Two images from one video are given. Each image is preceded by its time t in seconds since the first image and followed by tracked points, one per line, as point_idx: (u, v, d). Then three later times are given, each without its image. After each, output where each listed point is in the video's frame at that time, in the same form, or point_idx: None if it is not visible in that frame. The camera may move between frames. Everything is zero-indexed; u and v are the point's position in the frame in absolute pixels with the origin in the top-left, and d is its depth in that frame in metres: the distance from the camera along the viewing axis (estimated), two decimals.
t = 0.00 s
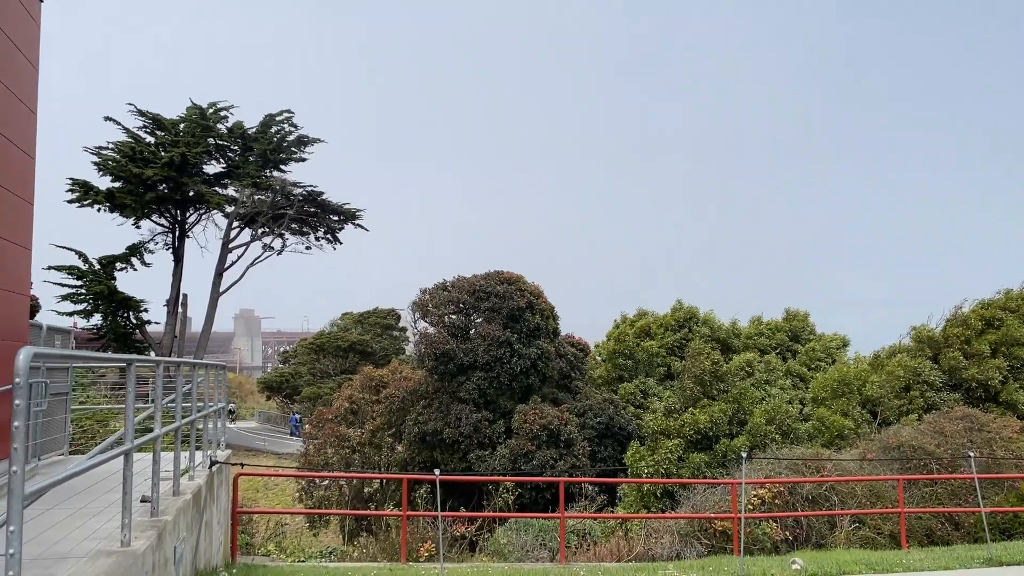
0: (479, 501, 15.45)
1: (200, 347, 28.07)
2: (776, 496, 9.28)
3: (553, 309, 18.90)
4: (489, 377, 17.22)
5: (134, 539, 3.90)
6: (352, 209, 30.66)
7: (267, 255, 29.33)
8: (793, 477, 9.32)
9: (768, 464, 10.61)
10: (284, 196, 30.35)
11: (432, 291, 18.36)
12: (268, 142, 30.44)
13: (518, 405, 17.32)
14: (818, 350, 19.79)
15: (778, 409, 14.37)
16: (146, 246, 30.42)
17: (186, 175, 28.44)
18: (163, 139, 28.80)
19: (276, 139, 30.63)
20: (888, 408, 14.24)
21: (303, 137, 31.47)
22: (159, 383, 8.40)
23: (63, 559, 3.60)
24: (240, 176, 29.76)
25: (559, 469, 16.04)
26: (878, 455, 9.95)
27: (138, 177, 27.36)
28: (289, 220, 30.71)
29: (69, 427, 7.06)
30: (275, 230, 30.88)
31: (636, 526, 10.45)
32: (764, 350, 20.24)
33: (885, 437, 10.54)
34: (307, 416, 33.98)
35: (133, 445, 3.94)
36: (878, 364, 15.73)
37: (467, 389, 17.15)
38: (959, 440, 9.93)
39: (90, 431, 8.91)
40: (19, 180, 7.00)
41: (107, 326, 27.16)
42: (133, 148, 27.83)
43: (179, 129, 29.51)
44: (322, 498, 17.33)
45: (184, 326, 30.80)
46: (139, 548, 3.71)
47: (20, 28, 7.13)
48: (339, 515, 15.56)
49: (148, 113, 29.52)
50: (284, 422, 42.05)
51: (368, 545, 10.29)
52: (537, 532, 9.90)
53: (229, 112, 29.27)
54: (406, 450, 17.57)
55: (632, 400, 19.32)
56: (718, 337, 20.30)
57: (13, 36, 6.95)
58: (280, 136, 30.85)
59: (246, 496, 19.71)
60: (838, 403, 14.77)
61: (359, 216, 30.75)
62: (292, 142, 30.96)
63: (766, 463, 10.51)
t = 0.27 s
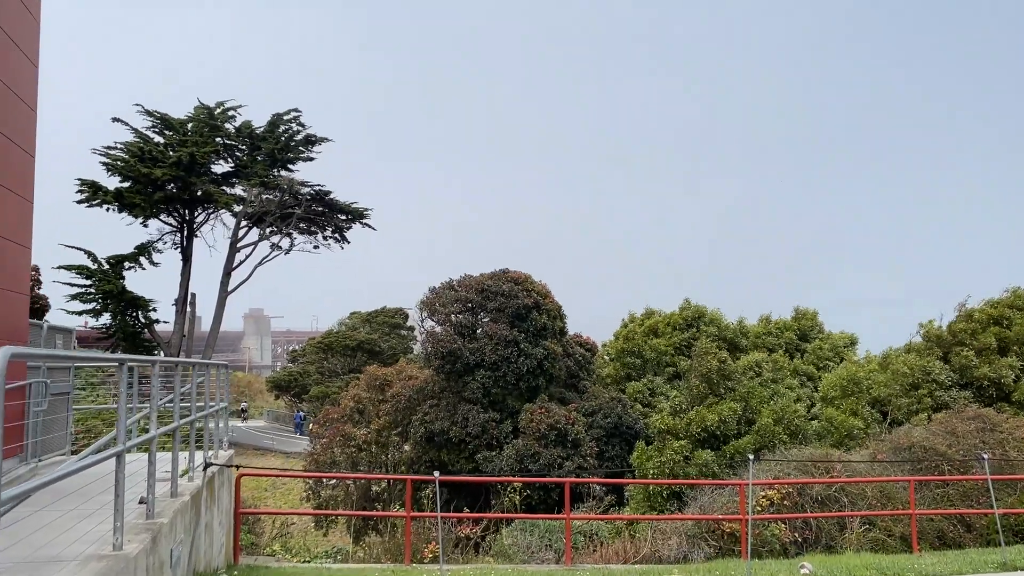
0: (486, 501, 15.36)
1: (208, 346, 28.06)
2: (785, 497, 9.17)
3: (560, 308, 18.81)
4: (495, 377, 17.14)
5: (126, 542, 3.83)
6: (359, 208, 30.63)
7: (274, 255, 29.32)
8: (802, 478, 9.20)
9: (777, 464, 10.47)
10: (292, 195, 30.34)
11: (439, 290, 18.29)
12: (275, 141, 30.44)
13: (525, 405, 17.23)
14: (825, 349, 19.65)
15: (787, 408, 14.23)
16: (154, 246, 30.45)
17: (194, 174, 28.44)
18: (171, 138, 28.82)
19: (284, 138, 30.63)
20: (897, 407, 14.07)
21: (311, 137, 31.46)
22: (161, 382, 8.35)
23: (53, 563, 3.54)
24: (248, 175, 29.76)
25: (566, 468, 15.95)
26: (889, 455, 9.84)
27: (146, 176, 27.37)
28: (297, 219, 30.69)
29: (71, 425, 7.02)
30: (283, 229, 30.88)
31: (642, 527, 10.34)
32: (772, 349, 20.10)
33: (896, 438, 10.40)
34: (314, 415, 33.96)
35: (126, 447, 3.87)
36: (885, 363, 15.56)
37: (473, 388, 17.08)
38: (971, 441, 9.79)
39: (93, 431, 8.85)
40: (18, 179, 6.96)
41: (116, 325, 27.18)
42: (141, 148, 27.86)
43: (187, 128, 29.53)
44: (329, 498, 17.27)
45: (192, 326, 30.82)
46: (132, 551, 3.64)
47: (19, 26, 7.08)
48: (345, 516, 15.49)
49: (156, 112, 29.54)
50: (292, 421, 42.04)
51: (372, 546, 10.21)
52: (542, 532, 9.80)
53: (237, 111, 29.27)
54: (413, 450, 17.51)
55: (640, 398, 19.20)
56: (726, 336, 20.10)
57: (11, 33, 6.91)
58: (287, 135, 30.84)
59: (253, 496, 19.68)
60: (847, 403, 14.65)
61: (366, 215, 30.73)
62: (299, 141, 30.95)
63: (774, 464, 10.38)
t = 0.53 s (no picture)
0: (490, 504, 15.28)
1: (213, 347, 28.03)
2: (792, 499, 9.06)
3: (565, 308, 18.71)
4: (499, 377, 17.06)
5: (119, 547, 3.77)
6: (364, 208, 30.57)
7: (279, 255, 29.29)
8: (810, 480, 9.09)
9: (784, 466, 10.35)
10: (297, 195, 30.30)
11: (443, 291, 18.22)
12: (281, 142, 30.42)
13: (529, 406, 17.14)
14: (831, 350, 19.53)
15: (794, 409, 14.12)
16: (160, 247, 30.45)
17: (200, 175, 28.42)
18: (176, 139, 28.82)
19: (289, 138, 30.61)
20: (905, 409, 13.89)
21: (316, 137, 31.44)
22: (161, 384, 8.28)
23: (43, 569, 3.47)
24: (253, 175, 29.74)
25: (570, 470, 15.85)
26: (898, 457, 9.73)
27: (151, 177, 27.38)
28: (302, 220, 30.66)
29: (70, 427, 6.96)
30: (288, 229, 30.84)
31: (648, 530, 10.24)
32: (779, 350, 20.00)
33: (904, 439, 10.27)
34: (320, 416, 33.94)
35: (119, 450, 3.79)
36: (891, 363, 15.44)
37: (478, 389, 16.99)
38: (981, 442, 9.67)
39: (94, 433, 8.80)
40: (16, 179, 6.90)
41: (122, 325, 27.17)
42: (146, 149, 27.87)
43: (192, 129, 29.53)
44: (333, 501, 17.20)
45: (198, 326, 30.80)
46: (124, 557, 3.56)
47: (18, 24, 7.04)
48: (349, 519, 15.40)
49: (162, 113, 29.55)
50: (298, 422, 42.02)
51: (375, 548, 10.13)
52: (547, 535, 9.71)
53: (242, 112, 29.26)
54: (418, 451, 17.44)
55: (646, 399, 19.08)
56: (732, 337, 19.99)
57: (9, 31, 6.85)
58: (292, 136, 30.83)
59: (258, 497, 19.63)
60: (854, 405, 14.53)
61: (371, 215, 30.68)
62: (304, 142, 30.93)
63: (782, 466, 10.25)
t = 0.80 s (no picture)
0: (496, 505, 15.21)
1: (218, 348, 28.00)
2: (800, 501, 8.97)
3: (570, 309, 18.64)
4: (504, 378, 17.00)
5: (119, 551, 3.70)
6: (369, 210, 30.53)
7: (284, 256, 29.25)
8: (819, 482, 8.99)
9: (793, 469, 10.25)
10: (302, 196, 30.25)
11: (448, 291, 18.17)
12: (285, 143, 30.41)
13: (534, 407, 17.06)
14: (837, 351, 19.41)
15: (802, 411, 14.02)
16: (165, 248, 30.44)
17: (205, 177, 28.41)
18: (181, 141, 28.81)
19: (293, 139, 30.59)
20: (915, 412, 13.76)
21: (321, 138, 31.42)
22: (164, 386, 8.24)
23: (43, 574, 3.40)
24: (258, 177, 29.72)
25: (576, 471, 15.78)
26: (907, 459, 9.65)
27: (157, 179, 27.38)
28: (307, 221, 30.63)
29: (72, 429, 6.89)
30: (293, 231, 30.82)
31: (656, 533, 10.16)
32: (786, 351, 19.90)
33: (914, 441, 10.17)
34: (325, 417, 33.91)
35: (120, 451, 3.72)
36: (900, 365, 15.32)
37: (483, 390, 16.92)
38: (992, 444, 9.56)
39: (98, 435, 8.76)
40: (16, 178, 6.85)
41: (127, 327, 27.17)
42: (152, 150, 27.87)
43: (198, 131, 29.52)
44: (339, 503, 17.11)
45: (203, 328, 30.79)
46: (125, 562, 3.49)
47: (20, 22, 6.99)
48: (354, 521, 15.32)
49: (167, 115, 29.54)
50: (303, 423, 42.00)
51: (380, 551, 10.06)
52: (553, 537, 9.63)
53: (247, 113, 29.25)
54: (423, 452, 17.39)
55: (652, 400, 18.96)
56: (738, 338, 19.95)
57: (12, 30, 6.83)
58: (297, 137, 30.80)
59: (263, 499, 19.58)
60: (861, 406, 14.41)
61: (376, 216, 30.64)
62: (309, 143, 30.91)
63: (791, 468, 10.14)
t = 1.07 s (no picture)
0: (501, 506, 15.14)
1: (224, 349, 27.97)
2: (811, 504, 8.86)
3: (576, 309, 18.56)
4: (510, 378, 16.93)
5: (124, 556, 3.62)
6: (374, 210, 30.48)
7: (290, 257, 29.21)
8: (830, 484, 8.89)
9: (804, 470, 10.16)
10: (307, 197, 30.21)
11: (453, 291, 18.12)
12: (290, 143, 30.40)
13: (540, 407, 16.99)
14: (846, 351, 19.30)
15: (810, 412, 13.92)
16: (171, 249, 30.44)
17: (210, 177, 28.40)
18: (187, 142, 28.80)
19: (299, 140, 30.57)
20: (927, 415, 13.64)
21: (326, 138, 31.39)
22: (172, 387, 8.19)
23: None
24: (263, 177, 29.69)
25: (582, 472, 15.70)
26: (920, 461, 9.60)
27: (162, 180, 27.37)
28: (312, 222, 30.60)
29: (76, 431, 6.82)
30: (298, 231, 30.79)
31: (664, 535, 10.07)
32: (793, 351, 19.79)
33: (926, 443, 10.07)
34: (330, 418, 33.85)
35: (125, 453, 3.65)
36: (910, 366, 15.19)
37: (489, 391, 16.85)
38: (1006, 446, 9.45)
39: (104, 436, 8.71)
40: (21, 177, 6.82)
41: (133, 328, 27.16)
42: (157, 151, 27.87)
43: (203, 132, 29.52)
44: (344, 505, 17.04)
45: (209, 329, 30.76)
46: (130, 566, 3.42)
47: (25, 21, 6.96)
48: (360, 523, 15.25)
49: (172, 116, 29.54)
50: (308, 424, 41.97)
51: (387, 552, 9.99)
52: (562, 539, 9.58)
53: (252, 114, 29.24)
54: (429, 453, 17.33)
55: (659, 401, 18.87)
56: (746, 339, 19.88)
57: (17, 27, 6.79)
58: (302, 137, 30.78)
59: (268, 500, 19.52)
60: (870, 408, 14.27)
61: (382, 216, 30.60)
62: (314, 143, 30.88)
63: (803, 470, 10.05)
